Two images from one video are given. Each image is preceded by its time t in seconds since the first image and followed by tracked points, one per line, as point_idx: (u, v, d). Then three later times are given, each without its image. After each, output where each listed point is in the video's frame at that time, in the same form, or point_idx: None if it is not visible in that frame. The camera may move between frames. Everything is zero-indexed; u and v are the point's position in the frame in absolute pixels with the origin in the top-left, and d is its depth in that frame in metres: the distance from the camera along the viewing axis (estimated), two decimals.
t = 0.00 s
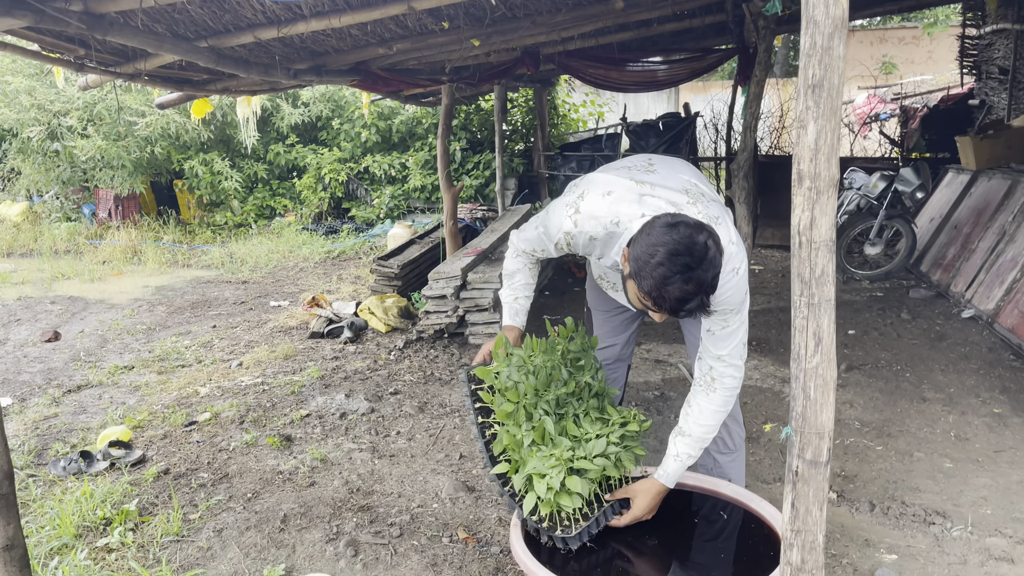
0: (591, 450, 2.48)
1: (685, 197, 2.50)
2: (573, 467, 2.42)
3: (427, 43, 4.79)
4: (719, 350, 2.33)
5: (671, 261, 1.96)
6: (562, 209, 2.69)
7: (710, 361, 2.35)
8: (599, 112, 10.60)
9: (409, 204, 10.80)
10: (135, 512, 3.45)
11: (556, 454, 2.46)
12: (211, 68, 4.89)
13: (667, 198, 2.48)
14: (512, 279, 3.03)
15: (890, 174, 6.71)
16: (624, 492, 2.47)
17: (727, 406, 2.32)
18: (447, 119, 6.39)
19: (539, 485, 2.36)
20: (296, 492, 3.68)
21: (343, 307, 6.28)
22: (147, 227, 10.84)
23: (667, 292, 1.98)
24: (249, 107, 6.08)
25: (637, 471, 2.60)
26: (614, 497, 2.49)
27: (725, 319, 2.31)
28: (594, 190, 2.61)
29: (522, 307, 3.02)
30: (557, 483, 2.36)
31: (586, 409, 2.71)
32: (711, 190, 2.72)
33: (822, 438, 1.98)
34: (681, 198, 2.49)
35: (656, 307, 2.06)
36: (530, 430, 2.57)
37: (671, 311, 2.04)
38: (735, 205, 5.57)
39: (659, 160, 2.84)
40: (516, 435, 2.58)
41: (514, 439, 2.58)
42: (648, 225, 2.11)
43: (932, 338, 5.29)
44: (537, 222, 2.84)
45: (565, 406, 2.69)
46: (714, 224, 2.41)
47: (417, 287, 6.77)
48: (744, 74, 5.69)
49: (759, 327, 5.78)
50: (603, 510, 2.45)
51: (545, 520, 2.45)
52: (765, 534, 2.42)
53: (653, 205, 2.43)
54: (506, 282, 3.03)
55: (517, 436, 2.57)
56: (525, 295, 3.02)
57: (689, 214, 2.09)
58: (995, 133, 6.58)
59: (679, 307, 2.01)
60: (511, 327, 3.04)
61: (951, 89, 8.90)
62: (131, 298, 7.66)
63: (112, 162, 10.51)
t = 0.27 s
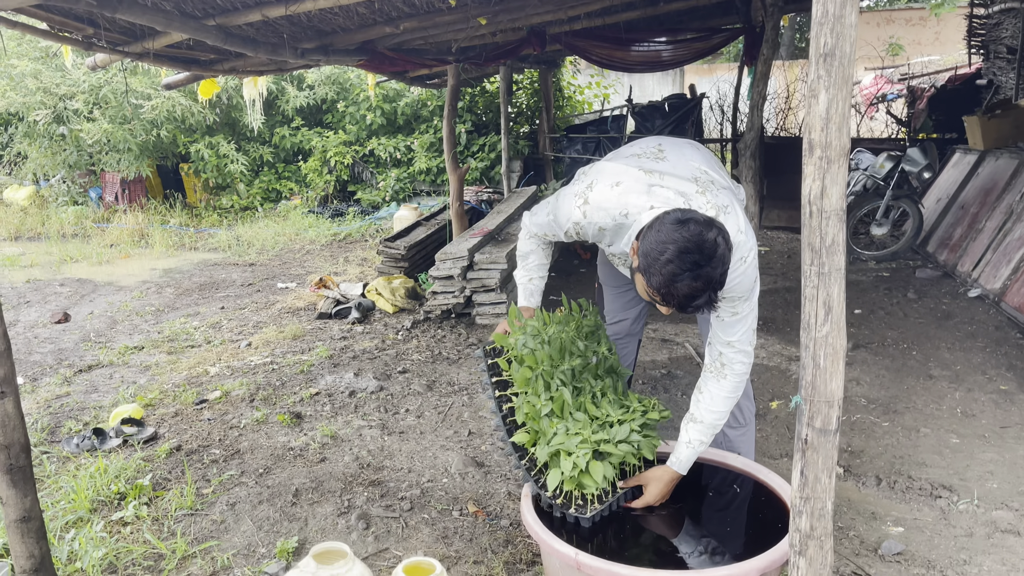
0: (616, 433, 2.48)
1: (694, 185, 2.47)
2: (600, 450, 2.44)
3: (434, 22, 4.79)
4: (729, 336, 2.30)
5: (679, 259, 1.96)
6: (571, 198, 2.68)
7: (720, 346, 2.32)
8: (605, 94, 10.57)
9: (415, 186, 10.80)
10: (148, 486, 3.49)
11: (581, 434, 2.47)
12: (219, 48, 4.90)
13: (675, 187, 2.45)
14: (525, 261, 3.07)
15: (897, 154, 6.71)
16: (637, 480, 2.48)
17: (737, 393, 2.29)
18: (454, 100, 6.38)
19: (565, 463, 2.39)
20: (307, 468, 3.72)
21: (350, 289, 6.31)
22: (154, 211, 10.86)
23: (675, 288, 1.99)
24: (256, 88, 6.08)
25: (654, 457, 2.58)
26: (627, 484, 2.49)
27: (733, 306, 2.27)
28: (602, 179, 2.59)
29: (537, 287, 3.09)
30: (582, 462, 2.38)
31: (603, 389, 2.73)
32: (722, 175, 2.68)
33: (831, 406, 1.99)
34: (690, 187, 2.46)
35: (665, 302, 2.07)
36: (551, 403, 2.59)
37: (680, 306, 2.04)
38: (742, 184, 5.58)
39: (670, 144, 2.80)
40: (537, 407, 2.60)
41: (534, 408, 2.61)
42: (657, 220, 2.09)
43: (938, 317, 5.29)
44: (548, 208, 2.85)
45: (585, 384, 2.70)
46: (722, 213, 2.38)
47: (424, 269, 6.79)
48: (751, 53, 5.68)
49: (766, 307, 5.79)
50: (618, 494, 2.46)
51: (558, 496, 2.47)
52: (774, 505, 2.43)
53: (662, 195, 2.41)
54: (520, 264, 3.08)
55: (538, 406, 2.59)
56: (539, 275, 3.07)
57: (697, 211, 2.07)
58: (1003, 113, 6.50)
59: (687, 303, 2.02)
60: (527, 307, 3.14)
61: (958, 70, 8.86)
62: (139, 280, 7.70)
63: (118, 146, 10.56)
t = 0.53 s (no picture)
0: (618, 424, 2.49)
1: (689, 172, 2.47)
2: (602, 439, 2.44)
3: (434, 8, 4.79)
4: (722, 324, 2.32)
5: (673, 247, 1.97)
6: (568, 185, 2.69)
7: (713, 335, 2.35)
8: (607, 82, 10.55)
9: (417, 174, 10.80)
10: (152, 469, 3.54)
11: (583, 423, 2.47)
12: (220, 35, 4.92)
13: (670, 174, 2.46)
14: (527, 247, 3.09)
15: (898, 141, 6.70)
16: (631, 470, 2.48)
17: (729, 381, 2.33)
18: (455, 87, 6.39)
19: (566, 450, 2.39)
20: (309, 452, 3.76)
21: (351, 276, 6.35)
22: (157, 199, 10.90)
23: (670, 276, 2.00)
24: (257, 76, 6.10)
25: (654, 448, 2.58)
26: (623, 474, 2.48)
27: (726, 293, 2.29)
28: (599, 166, 2.60)
29: (539, 272, 3.10)
30: (584, 450, 2.39)
31: (606, 377, 2.72)
32: (718, 162, 2.68)
33: (823, 386, 2.02)
34: (684, 174, 2.47)
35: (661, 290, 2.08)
36: (553, 388, 2.59)
37: (675, 293, 2.06)
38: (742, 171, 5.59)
39: (667, 131, 2.80)
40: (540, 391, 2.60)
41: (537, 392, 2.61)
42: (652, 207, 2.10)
43: (938, 303, 5.31)
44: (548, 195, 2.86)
45: (589, 371, 2.69)
46: (716, 200, 2.39)
47: (425, 256, 6.82)
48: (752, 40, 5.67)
49: (766, 294, 5.82)
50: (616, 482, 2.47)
51: (555, 480, 2.44)
52: (768, 486, 2.47)
53: (657, 182, 2.41)
54: (522, 249, 3.10)
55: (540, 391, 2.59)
56: (541, 260, 3.09)
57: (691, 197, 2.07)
58: (1005, 99, 6.48)
59: (682, 290, 2.03)
60: (529, 292, 3.13)
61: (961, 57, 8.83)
62: (142, 268, 7.74)
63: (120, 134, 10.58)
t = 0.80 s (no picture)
0: (615, 418, 2.47)
1: (683, 169, 2.49)
2: (599, 432, 2.43)
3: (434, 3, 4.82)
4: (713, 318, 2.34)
5: (667, 243, 1.99)
6: (564, 181, 2.72)
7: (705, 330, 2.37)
8: (607, 76, 10.56)
9: (417, 168, 10.83)
10: (153, 459, 3.58)
11: (581, 415, 2.45)
12: (220, 29, 4.95)
13: (665, 171, 2.48)
14: (524, 239, 3.11)
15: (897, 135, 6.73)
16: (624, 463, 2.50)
17: (720, 374, 2.33)
18: (455, 81, 6.41)
19: (563, 441, 2.38)
20: (307, 442, 3.81)
21: (351, 269, 6.38)
22: (158, 193, 10.94)
23: (664, 272, 2.02)
24: (257, 70, 6.12)
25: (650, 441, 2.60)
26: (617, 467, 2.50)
27: (718, 289, 2.31)
28: (595, 162, 2.63)
29: (537, 264, 3.11)
30: (580, 442, 2.38)
31: (602, 369, 2.71)
32: (712, 159, 2.70)
33: (811, 375, 2.05)
34: (680, 170, 2.49)
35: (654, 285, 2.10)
36: (551, 380, 2.55)
37: (668, 289, 2.08)
38: (739, 165, 5.62)
39: (662, 127, 2.82)
40: (537, 383, 2.56)
41: (535, 383, 2.56)
42: (647, 203, 2.12)
43: (934, 297, 5.34)
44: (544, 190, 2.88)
45: (586, 364, 2.67)
46: (710, 197, 2.41)
47: (425, 249, 6.85)
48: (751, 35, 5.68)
49: (763, 288, 5.85)
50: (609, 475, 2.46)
51: (551, 470, 2.48)
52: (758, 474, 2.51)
53: (652, 178, 2.44)
54: (519, 242, 3.11)
55: (538, 382, 2.55)
56: (539, 253, 3.10)
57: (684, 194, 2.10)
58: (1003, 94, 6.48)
59: (675, 287, 2.05)
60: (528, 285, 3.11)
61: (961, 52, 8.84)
62: (143, 261, 7.78)
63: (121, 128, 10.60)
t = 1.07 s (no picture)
0: (612, 419, 2.50)
1: (677, 172, 2.52)
2: (595, 433, 2.45)
3: (432, 3, 4.84)
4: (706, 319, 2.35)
5: (662, 248, 2.01)
6: (560, 182, 2.73)
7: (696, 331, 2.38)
8: (605, 76, 10.59)
9: (415, 167, 10.85)
10: (151, 455, 3.60)
11: (578, 415, 2.46)
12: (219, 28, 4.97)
13: (659, 174, 2.50)
14: (520, 238, 3.12)
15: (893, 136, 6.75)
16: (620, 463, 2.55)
17: (712, 376, 2.35)
18: (453, 81, 6.42)
19: (559, 441, 2.38)
20: (305, 439, 3.83)
21: (349, 268, 6.41)
22: (156, 192, 10.95)
23: (658, 275, 2.04)
24: (256, 69, 6.15)
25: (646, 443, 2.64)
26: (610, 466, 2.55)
27: (710, 291, 2.32)
28: (590, 164, 2.64)
29: (533, 262, 3.11)
30: (577, 443, 2.39)
31: (599, 369, 2.72)
32: (706, 162, 2.73)
33: (800, 372, 2.08)
34: (674, 174, 2.51)
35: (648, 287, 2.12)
36: (549, 378, 2.52)
37: (662, 292, 2.10)
38: (736, 166, 5.65)
39: (657, 130, 2.84)
40: (534, 381, 2.53)
41: (531, 380, 2.54)
42: (642, 206, 2.13)
43: (929, 297, 5.38)
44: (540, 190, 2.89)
45: (583, 364, 2.67)
46: (703, 201, 2.44)
47: (422, 248, 6.87)
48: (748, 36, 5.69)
49: (759, 287, 5.88)
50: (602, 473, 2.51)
51: (544, 467, 2.48)
52: (750, 469, 2.55)
53: (647, 181, 2.46)
54: (516, 240, 3.12)
55: (535, 380, 2.53)
56: (535, 251, 3.10)
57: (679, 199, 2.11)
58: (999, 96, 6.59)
59: (670, 290, 2.07)
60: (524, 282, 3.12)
61: (958, 53, 8.88)
62: (142, 259, 7.80)
63: (120, 126, 10.62)
